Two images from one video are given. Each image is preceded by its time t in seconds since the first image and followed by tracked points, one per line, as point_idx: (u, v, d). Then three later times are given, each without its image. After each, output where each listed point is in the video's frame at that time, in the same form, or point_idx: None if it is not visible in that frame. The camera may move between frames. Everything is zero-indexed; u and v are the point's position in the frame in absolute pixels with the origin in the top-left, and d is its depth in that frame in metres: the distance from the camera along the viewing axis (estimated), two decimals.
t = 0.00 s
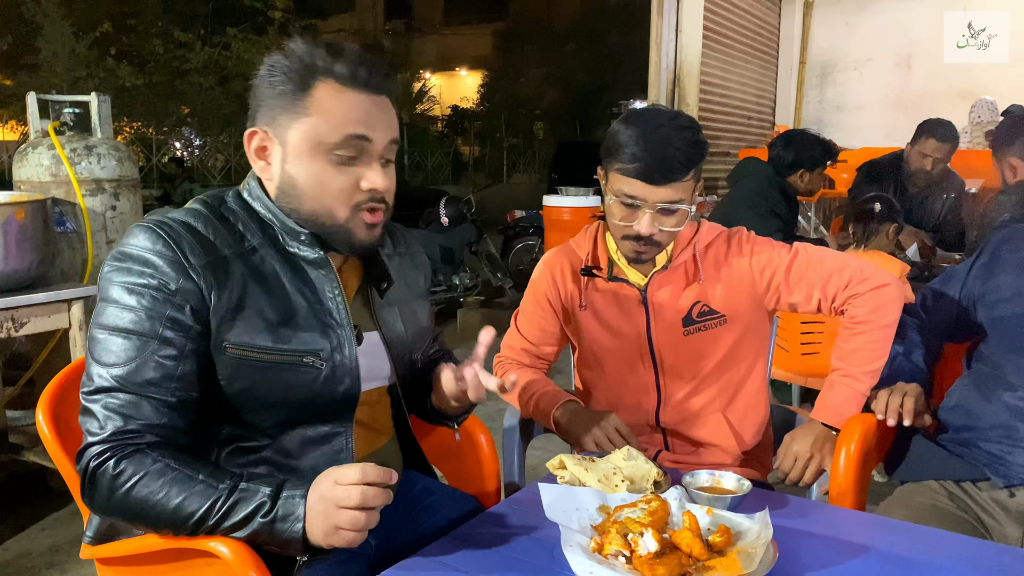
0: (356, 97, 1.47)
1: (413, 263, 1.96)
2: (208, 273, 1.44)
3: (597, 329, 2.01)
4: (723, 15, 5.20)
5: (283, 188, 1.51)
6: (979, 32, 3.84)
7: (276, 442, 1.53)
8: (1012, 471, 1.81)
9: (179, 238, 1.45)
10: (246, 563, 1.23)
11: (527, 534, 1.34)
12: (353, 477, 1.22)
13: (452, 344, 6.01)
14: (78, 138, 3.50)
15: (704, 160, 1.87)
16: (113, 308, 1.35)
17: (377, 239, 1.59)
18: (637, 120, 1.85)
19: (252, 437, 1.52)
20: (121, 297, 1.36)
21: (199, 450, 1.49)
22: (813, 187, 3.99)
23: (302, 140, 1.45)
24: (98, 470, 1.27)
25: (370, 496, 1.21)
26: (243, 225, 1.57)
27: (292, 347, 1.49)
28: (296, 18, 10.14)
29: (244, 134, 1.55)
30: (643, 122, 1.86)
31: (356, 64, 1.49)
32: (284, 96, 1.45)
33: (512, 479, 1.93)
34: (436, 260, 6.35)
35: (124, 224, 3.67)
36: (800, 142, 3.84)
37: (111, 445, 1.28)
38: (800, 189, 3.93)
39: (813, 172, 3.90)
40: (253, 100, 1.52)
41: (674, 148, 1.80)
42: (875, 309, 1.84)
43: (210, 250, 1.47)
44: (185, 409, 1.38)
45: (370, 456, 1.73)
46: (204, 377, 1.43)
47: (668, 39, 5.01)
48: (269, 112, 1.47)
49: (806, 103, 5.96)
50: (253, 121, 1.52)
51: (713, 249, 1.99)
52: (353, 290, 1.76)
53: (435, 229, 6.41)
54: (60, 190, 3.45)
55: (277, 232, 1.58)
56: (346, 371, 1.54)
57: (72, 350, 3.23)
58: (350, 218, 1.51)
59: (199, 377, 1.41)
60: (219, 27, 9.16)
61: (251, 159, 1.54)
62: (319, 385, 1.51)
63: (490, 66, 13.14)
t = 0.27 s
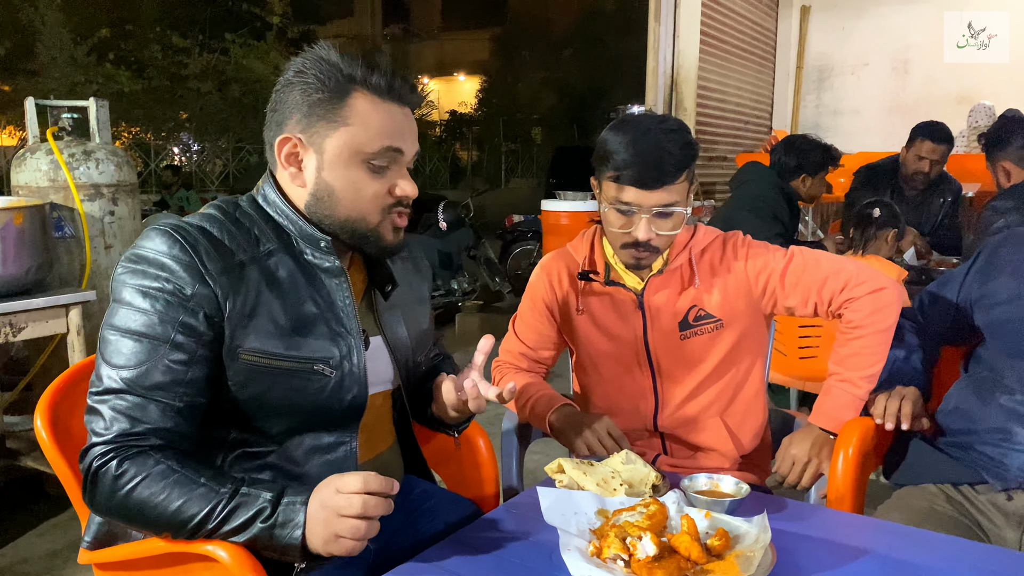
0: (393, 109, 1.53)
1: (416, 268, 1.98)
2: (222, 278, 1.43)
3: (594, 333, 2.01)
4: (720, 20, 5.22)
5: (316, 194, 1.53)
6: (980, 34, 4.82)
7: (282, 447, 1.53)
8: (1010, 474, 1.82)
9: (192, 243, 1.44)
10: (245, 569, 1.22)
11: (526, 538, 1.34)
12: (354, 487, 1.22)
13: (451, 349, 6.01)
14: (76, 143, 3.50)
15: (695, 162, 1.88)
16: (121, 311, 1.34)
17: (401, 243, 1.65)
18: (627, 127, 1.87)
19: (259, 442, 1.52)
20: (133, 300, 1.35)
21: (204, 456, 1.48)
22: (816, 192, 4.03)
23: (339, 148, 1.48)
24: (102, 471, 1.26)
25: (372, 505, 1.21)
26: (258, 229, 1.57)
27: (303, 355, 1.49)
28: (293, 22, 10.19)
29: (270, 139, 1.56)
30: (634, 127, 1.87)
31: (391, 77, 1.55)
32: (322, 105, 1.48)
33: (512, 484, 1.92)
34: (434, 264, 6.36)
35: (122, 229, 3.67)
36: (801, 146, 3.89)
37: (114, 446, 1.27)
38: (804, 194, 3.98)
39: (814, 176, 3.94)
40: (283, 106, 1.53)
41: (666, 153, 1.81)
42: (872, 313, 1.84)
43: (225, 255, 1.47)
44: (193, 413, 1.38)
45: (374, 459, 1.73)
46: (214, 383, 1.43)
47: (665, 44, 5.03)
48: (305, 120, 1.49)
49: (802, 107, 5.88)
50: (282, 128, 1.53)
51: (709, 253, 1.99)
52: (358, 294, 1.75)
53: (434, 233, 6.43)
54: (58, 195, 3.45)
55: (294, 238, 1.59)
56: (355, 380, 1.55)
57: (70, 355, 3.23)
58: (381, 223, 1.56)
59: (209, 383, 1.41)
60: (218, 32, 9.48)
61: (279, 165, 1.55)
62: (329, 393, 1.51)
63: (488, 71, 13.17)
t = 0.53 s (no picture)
0: (389, 110, 1.53)
1: (412, 274, 1.98)
2: (229, 279, 1.44)
3: (591, 339, 2.02)
4: (715, 26, 5.24)
5: (313, 191, 1.52)
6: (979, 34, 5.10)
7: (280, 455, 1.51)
8: (1006, 479, 1.83)
9: (199, 243, 1.44)
10: None
11: (523, 545, 1.33)
12: (420, 472, 1.20)
13: (449, 355, 5.99)
14: (72, 149, 3.50)
15: (689, 167, 1.88)
16: (136, 308, 1.33)
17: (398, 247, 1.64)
18: (621, 134, 1.87)
19: (259, 447, 1.49)
20: (147, 297, 1.34)
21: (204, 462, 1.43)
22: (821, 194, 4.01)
23: (336, 146, 1.48)
24: (120, 470, 1.23)
25: (432, 497, 1.20)
26: (259, 231, 1.56)
27: (305, 357, 1.49)
28: (290, 29, 10.21)
29: (268, 138, 1.55)
30: (627, 134, 1.87)
31: (388, 79, 1.56)
32: (320, 104, 1.48)
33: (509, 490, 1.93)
34: (431, 270, 6.36)
35: (118, 235, 3.66)
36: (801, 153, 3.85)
37: (133, 442, 1.24)
38: (806, 199, 3.92)
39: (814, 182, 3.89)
40: (282, 106, 1.53)
41: (660, 160, 1.81)
42: (868, 319, 1.85)
43: (232, 256, 1.47)
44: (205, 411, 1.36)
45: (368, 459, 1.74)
46: (221, 383, 1.42)
47: (661, 51, 5.04)
48: (303, 119, 1.49)
49: (798, 112, 5.95)
50: (281, 127, 1.53)
51: (706, 259, 1.99)
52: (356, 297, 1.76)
53: (430, 240, 6.43)
54: (54, 202, 3.44)
55: (294, 241, 1.58)
56: (354, 384, 1.54)
57: (66, 362, 3.22)
58: (374, 222, 1.55)
59: (217, 384, 1.40)
60: (215, 38, 9.49)
61: (278, 162, 1.55)
62: (329, 397, 1.51)
63: (484, 77, 13.20)
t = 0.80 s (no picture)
0: (395, 112, 1.40)
1: (410, 274, 1.96)
2: (279, 264, 1.38)
3: (589, 342, 2.02)
4: (713, 28, 5.25)
5: (318, 193, 1.42)
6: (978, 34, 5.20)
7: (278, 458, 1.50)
8: (1004, 480, 1.83)
9: (239, 228, 1.37)
10: None
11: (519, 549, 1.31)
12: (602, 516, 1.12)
13: (447, 357, 5.99)
14: (69, 152, 3.49)
15: (685, 167, 1.89)
16: (207, 269, 1.24)
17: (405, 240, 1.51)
18: (616, 136, 1.88)
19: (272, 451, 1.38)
20: (214, 263, 1.26)
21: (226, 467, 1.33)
22: (819, 193, 4.08)
23: (341, 149, 1.37)
24: (248, 414, 1.11)
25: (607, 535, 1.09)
26: (275, 232, 1.44)
27: (340, 352, 1.44)
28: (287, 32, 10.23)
29: (274, 139, 1.45)
30: (622, 136, 1.88)
31: (394, 83, 1.43)
32: (326, 106, 1.37)
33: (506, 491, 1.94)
34: (429, 273, 6.37)
35: (115, 237, 3.65)
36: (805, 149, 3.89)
37: (265, 378, 1.12)
38: (806, 196, 4.01)
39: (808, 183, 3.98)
40: (290, 107, 1.42)
41: (657, 161, 1.82)
42: (866, 321, 1.85)
43: (273, 245, 1.40)
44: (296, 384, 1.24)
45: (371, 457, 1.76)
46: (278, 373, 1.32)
47: (658, 53, 5.02)
48: (308, 121, 1.38)
49: (795, 115, 5.98)
50: (287, 128, 1.43)
51: (704, 261, 2.00)
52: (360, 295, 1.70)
53: (428, 242, 6.44)
54: (51, 205, 3.44)
55: (308, 245, 1.47)
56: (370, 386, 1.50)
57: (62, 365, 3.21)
58: (382, 223, 1.44)
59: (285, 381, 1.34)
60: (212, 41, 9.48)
61: (282, 164, 1.45)
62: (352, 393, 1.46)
63: (482, 80, 13.22)
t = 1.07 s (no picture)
0: (430, 127, 1.36)
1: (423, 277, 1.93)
2: (312, 272, 1.35)
3: (587, 345, 2.02)
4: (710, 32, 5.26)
5: (348, 204, 1.40)
6: (979, 35, 5.17)
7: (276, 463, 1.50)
8: (1000, 483, 1.83)
9: (275, 237, 1.32)
10: None
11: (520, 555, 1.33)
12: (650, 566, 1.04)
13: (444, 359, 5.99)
14: (66, 154, 3.48)
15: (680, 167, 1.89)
16: (250, 279, 1.20)
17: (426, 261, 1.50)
18: (610, 139, 1.88)
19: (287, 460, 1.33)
20: (256, 273, 1.21)
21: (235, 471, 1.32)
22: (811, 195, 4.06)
23: (372, 162, 1.34)
24: (307, 426, 1.07)
25: None
26: (304, 240, 1.42)
27: (366, 360, 1.45)
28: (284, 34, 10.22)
29: (305, 147, 1.43)
30: (617, 138, 1.88)
31: (427, 96, 1.39)
32: (358, 118, 1.33)
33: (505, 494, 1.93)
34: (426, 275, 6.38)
35: (111, 240, 3.65)
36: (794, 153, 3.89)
37: (321, 390, 1.08)
38: (797, 201, 3.95)
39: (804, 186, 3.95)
40: (321, 117, 1.39)
41: (652, 161, 1.82)
42: (862, 325, 1.85)
43: (303, 252, 1.37)
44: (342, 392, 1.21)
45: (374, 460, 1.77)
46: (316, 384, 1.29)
47: (655, 56, 5.00)
48: (340, 132, 1.35)
49: (793, 118, 6.00)
50: (316, 137, 1.40)
51: (699, 263, 2.00)
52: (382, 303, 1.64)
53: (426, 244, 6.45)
54: (47, 207, 3.43)
55: (335, 253, 1.46)
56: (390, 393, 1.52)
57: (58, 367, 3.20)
58: (407, 236, 1.42)
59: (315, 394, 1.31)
60: (209, 43, 9.52)
61: (311, 173, 1.42)
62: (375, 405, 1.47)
63: (480, 82, 13.22)
